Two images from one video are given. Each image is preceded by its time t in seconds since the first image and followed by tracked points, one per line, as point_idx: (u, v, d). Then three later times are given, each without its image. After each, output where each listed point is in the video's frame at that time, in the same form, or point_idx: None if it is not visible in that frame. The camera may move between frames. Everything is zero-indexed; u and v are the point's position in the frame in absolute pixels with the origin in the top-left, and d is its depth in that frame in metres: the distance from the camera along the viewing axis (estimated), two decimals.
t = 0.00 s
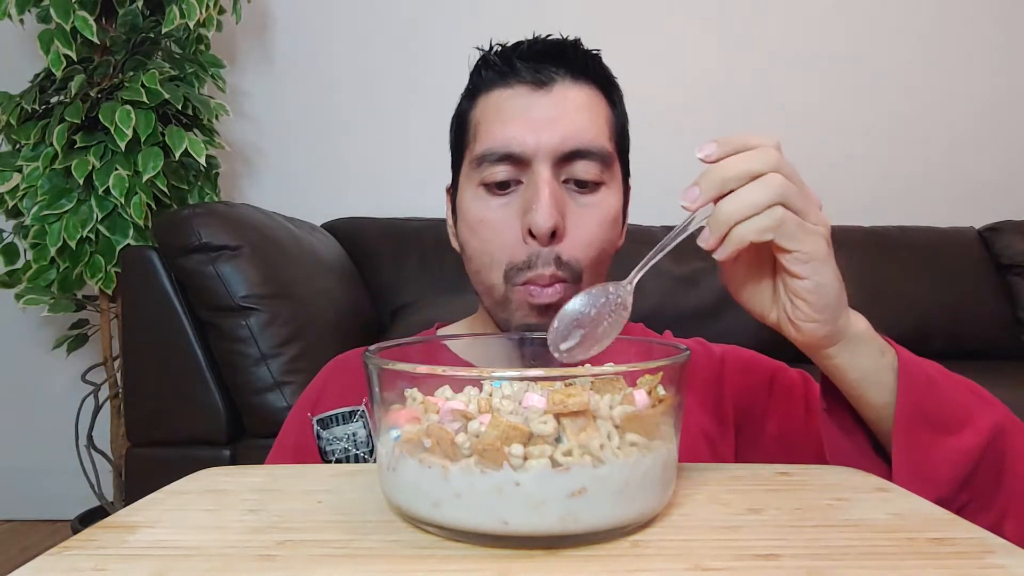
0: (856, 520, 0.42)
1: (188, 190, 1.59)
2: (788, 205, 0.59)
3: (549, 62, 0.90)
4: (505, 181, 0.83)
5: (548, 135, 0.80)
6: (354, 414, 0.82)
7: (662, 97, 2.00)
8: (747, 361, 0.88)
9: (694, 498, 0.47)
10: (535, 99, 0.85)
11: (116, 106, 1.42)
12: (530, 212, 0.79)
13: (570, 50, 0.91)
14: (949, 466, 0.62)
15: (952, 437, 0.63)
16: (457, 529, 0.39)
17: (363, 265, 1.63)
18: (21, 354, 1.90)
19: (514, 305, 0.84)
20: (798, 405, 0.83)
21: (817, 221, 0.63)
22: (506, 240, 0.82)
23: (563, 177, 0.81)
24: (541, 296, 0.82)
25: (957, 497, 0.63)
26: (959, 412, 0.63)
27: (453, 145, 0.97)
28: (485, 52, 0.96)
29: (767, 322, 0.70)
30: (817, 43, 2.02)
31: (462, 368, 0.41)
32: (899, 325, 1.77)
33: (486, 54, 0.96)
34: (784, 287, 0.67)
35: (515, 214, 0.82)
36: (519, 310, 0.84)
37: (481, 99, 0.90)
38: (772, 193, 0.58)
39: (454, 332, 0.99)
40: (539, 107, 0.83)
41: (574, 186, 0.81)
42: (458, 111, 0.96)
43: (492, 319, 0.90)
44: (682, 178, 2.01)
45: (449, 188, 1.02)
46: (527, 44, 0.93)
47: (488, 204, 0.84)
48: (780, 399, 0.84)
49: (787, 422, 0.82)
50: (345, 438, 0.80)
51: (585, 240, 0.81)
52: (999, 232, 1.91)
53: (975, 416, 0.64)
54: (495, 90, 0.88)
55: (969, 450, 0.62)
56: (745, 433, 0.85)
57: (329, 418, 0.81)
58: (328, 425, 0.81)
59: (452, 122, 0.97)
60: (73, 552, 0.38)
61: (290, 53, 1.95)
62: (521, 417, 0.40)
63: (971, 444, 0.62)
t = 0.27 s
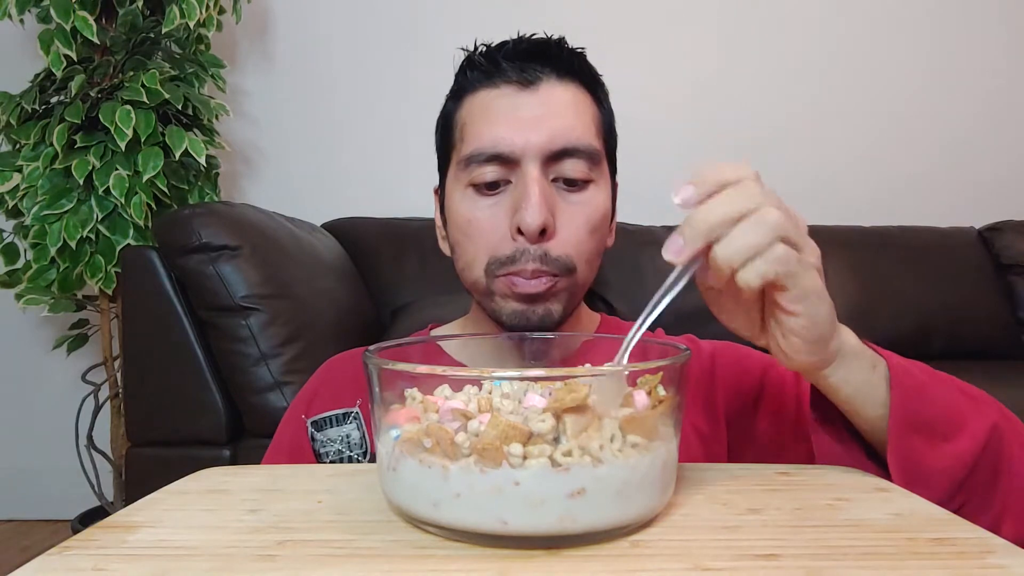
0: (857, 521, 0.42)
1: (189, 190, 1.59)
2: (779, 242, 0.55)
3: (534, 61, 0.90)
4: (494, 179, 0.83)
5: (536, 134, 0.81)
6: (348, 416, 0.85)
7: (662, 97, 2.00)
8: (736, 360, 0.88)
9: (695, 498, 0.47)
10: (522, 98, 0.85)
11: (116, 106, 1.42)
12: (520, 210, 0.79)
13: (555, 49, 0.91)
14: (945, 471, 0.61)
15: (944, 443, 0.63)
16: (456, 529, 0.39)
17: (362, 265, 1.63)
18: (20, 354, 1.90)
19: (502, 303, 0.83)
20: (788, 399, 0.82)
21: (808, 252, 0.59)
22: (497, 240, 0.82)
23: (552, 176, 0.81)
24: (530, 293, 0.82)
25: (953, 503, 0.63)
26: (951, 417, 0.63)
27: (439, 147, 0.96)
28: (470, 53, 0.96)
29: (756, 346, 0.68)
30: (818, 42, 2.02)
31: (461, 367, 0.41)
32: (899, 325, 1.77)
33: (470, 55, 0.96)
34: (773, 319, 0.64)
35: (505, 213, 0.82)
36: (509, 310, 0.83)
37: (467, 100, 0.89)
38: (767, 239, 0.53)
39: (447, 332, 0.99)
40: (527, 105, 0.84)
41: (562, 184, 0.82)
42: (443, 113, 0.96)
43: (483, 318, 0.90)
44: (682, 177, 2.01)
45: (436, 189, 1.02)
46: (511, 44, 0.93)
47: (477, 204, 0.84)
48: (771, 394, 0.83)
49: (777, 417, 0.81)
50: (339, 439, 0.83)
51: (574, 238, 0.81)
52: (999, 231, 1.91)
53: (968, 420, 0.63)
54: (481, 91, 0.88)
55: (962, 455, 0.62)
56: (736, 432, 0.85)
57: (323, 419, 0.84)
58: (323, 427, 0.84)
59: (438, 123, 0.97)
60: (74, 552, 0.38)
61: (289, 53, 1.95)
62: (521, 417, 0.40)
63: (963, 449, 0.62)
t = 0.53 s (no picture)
0: (857, 521, 0.42)
1: (189, 190, 1.59)
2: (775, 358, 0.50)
3: (531, 60, 0.90)
4: (491, 180, 0.83)
5: (534, 133, 0.81)
6: (346, 417, 0.85)
7: (662, 96, 2.00)
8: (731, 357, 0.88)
9: (695, 498, 0.47)
10: (519, 98, 0.85)
11: (117, 106, 1.42)
12: (518, 210, 0.79)
13: (551, 47, 0.91)
14: (940, 487, 0.61)
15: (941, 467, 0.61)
16: (456, 529, 0.39)
17: (363, 265, 1.63)
18: (20, 354, 1.90)
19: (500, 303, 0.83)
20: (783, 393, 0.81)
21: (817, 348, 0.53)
22: (494, 240, 0.82)
23: (549, 175, 0.81)
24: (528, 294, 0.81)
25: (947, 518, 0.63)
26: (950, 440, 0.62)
27: (436, 147, 0.96)
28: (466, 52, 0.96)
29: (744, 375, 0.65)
30: (817, 42, 2.02)
31: (461, 368, 0.41)
32: (899, 325, 1.77)
33: (467, 55, 0.96)
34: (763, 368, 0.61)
35: (503, 213, 0.82)
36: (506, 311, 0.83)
37: (464, 101, 0.89)
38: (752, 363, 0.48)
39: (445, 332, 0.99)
40: (523, 105, 0.84)
41: (560, 184, 0.82)
42: (440, 114, 0.96)
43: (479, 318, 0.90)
44: (682, 177, 2.01)
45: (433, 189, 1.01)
46: (507, 44, 0.93)
47: (474, 204, 0.84)
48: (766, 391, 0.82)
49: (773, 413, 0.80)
50: (337, 441, 0.83)
51: (573, 237, 0.81)
52: (999, 231, 1.91)
53: (967, 442, 0.62)
54: (478, 91, 0.88)
55: (958, 479, 0.61)
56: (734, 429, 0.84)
57: (321, 421, 0.84)
58: (321, 428, 0.84)
59: (435, 124, 0.97)
60: (73, 552, 0.38)
61: (289, 52, 1.95)
62: (522, 418, 0.40)
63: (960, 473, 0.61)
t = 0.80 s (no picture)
0: (857, 520, 0.42)
1: (189, 190, 1.59)
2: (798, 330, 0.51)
3: (527, 61, 0.90)
4: (488, 179, 0.83)
5: (531, 133, 0.81)
6: (345, 417, 0.85)
7: (662, 96, 2.00)
8: (729, 356, 0.88)
9: (695, 498, 0.47)
10: (515, 99, 0.85)
11: (117, 106, 1.42)
12: (515, 210, 0.79)
13: (548, 48, 0.91)
14: (937, 486, 0.60)
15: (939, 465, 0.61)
16: (456, 529, 0.39)
17: (363, 265, 1.63)
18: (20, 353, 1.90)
19: (497, 301, 0.83)
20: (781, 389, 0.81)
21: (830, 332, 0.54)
22: (491, 241, 0.82)
23: (546, 175, 0.81)
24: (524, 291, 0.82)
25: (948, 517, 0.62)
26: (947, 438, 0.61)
27: (433, 147, 0.96)
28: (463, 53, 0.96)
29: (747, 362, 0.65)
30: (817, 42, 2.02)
31: (461, 368, 0.40)
32: (900, 325, 1.77)
33: (463, 56, 0.96)
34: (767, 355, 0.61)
35: (499, 213, 0.82)
36: (503, 308, 0.83)
37: (460, 102, 0.90)
38: (778, 327, 0.49)
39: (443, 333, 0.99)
40: (520, 106, 0.84)
41: (556, 184, 0.82)
42: (436, 115, 0.96)
43: (476, 317, 0.90)
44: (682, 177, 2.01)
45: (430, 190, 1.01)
46: (504, 44, 0.93)
47: (471, 204, 0.84)
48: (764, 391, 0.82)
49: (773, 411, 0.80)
50: (336, 441, 0.83)
51: (569, 236, 0.81)
52: (999, 232, 1.91)
53: (965, 440, 0.61)
54: (475, 92, 0.88)
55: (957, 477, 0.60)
56: (732, 429, 0.83)
57: (319, 422, 0.84)
58: (320, 429, 0.84)
59: (432, 125, 0.97)
60: (73, 552, 0.38)
61: (289, 52, 1.95)
62: (522, 418, 0.40)
63: (959, 471, 0.60)
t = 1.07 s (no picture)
0: (857, 521, 0.42)
1: (188, 190, 1.59)
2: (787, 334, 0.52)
3: (523, 63, 0.91)
4: (485, 180, 0.83)
5: (527, 134, 0.81)
6: (343, 418, 0.85)
7: (662, 96, 2.00)
8: (726, 356, 0.89)
9: (695, 498, 0.47)
10: (511, 100, 0.85)
11: (116, 106, 1.42)
12: (512, 210, 0.79)
13: (544, 49, 0.91)
14: (935, 475, 0.61)
15: (937, 455, 0.61)
16: (456, 529, 0.39)
17: (363, 266, 1.63)
18: (20, 353, 1.90)
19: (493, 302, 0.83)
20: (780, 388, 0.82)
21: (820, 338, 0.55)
22: (488, 241, 0.82)
23: (542, 176, 0.81)
24: (519, 292, 0.82)
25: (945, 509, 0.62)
26: (946, 429, 0.62)
27: (430, 148, 0.96)
28: (459, 55, 0.96)
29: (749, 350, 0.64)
30: (817, 43, 2.02)
31: (461, 368, 0.40)
32: (900, 325, 1.77)
33: (459, 57, 0.96)
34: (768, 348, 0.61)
35: (495, 214, 0.82)
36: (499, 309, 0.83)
37: (457, 103, 0.90)
38: (766, 331, 0.50)
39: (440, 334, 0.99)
40: (517, 107, 0.84)
41: (553, 185, 0.82)
42: (433, 115, 0.96)
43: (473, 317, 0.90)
44: (682, 177, 2.01)
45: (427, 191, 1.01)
46: (500, 46, 0.94)
47: (468, 205, 0.84)
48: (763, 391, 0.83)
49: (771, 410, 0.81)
50: (334, 442, 0.83)
51: (565, 237, 0.81)
52: (999, 232, 1.91)
53: (963, 431, 0.62)
54: (471, 93, 0.88)
55: (955, 467, 0.61)
56: (729, 429, 0.84)
57: (318, 422, 0.85)
58: (319, 429, 0.85)
59: (429, 126, 0.97)
60: (73, 552, 0.38)
61: (289, 52, 1.95)
62: (522, 418, 0.40)
63: (957, 461, 0.61)
